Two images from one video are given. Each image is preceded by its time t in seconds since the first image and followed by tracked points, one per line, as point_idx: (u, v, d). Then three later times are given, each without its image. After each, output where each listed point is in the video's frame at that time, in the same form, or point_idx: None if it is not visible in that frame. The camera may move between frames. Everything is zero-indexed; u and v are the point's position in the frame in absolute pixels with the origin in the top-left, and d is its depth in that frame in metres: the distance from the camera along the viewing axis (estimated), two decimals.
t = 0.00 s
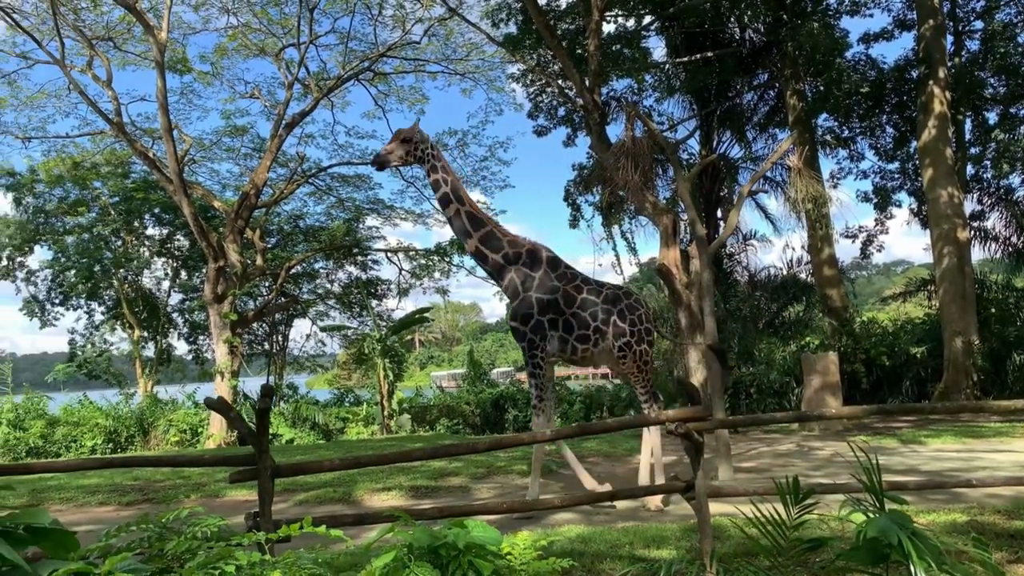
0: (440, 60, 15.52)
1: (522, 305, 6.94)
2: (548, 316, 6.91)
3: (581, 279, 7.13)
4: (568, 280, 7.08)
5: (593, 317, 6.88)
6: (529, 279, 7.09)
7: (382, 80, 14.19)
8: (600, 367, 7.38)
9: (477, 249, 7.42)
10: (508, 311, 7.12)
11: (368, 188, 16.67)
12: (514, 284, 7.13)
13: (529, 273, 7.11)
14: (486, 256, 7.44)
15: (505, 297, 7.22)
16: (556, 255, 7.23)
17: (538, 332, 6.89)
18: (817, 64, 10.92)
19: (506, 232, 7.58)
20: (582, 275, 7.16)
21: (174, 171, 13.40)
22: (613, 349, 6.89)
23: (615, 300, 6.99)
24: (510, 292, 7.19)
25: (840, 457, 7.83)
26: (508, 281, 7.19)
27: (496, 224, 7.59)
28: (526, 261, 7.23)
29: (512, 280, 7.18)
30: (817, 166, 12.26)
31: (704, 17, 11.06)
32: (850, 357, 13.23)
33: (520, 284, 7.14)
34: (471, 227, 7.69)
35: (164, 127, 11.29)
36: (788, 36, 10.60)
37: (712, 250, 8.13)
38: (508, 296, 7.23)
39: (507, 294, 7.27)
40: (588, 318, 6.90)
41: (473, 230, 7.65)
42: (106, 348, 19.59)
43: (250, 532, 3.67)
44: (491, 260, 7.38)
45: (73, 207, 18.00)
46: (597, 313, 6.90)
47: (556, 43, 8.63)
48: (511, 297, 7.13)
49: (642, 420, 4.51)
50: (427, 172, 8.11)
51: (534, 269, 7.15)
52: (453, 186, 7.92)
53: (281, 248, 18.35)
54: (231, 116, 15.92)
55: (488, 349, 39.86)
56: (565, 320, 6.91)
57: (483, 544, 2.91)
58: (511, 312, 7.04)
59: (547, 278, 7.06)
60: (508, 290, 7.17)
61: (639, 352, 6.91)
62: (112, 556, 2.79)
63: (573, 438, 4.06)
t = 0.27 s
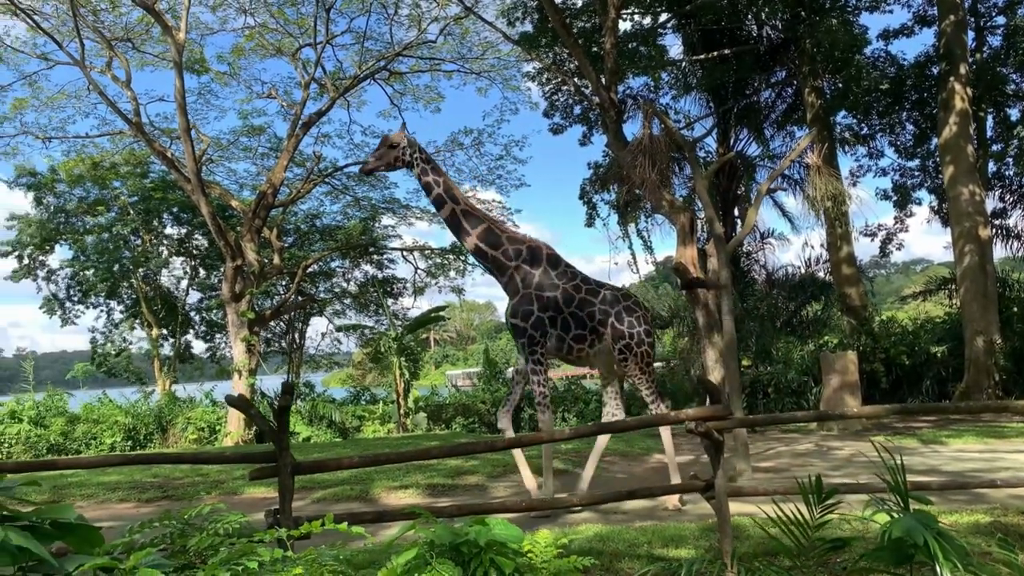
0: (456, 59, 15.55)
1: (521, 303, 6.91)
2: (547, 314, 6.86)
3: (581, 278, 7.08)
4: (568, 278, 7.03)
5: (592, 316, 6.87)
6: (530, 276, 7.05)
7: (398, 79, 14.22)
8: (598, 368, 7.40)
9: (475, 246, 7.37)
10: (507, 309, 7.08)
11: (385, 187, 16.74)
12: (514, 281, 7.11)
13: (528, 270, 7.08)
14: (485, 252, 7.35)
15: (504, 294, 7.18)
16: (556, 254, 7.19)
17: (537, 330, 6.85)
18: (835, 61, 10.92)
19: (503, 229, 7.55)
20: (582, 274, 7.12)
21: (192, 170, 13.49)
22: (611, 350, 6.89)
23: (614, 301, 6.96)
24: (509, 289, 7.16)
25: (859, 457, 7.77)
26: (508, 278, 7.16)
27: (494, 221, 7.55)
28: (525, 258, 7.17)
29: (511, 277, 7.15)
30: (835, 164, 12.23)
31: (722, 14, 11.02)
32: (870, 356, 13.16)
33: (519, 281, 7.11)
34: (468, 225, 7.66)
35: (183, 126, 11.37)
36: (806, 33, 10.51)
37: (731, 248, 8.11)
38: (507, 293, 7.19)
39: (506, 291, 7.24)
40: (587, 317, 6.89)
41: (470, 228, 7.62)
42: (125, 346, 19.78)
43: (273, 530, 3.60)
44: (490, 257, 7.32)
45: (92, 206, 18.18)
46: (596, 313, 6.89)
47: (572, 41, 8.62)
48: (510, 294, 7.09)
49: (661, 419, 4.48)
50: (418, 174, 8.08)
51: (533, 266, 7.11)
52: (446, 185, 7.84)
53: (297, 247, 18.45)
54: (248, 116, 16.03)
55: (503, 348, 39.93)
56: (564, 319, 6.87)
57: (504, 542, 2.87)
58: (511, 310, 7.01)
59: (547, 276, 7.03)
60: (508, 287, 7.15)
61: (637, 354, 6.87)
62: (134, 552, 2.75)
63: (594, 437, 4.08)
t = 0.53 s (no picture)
0: (470, 59, 15.57)
1: (517, 305, 6.85)
2: (542, 315, 6.78)
3: (575, 280, 7.06)
4: (562, 280, 7.00)
5: (586, 319, 6.82)
6: (524, 278, 7.06)
7: (413, 80, 14.26)
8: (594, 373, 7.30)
9: (469, 247, 7.35)
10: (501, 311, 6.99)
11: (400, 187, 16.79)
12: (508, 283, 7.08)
13: (522, 272, 7.08)
14: (479, 254, 7.38)
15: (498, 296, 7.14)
16: (550, 255, 7.21)
17: (532, 332, 6.74)
18: (853, 59, 10.84)
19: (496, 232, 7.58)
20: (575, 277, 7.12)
21: (209, 172, 13.58)
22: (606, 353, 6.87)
23: (607, 305, 6.96)
24: (503, 291, 7.12)
25: (879, 458, 7.71)
26: (503, 279, 7.16)
27: (486, 224, 7.58)
28: (520, 259, 7.17)
29: (506, 279, 7.13)
30: (852, 162, 12.17)
31: (737, 12, 10.90)
32: (889, 356, 13.08)
33: (514, 283, 7.09)
34: (461, 227, 7.66)
35: (200, 129, 11.44)
36: (823, 31, 10.51)
37: (748, 247, 8.04)
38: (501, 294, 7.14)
39: (500, 293, 7.18)
40: (582, 320, 6.82)
41: (463, 231, 7.63)
42: (143, 347, 19.96)
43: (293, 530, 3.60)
44: (484, 259, 7.30)
45: (111, 208, 18.36)
46: (590, 315, 6.84)
47: (587, 40, 8.61)
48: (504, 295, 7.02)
49: (680, 419, 4.46)
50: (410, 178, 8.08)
51: (528, 267, 7.09)
52: (439, 189, 7.92)
53: (313, 248, 18.54)
54: (264, 118, 16.13)
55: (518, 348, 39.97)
56: (558, 321, 6.80)
57: (525, 542, 2.85)
58: (505, 312, 6.92)
59: (541, 277, 7.00)
60: (503, 289, 7.12)
61: (632, 357, 6.86)
62: (158, 549, 2.76)
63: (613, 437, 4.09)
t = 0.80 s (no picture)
0: (496, 57, 15.59)
1: (510, 312, 6.89)
2: (535, 322, 6.82)
3: (569, 283, 7.04)
4: (556, 284, 7.00)
5: (581, 323, 6.85)
6: (516, 283, 7.05)
7: (439, 79, 14.30)
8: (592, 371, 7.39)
9: (462, 253, 7.35)
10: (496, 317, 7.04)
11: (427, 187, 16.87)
12: (502, 289, 7.08)
13: (514, 277, 7.07)
14: (473, 258, 7.41)
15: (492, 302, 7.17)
16: (543, 258, 7.18)
17: (527, 339, 6.80)
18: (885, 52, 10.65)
19: (492, 235, 7.55)
20: (569, 279, 7.09)
21: (238, 173, 13.75)
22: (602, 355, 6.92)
23: (602, 307, 6.93)
24: (497, 297, 7.13)
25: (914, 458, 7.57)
26: (495, 284, 7.15)
27: (480, 226, 7.55)
28: (512, 265, 7.17)
29: (499, 284, 7.12)
30: (884, 157, 11.95)
31: (765, 6, 10.89)
32: (923, 354, 12.96)
33: (507, 288, 7.08)
34: (456, 231, 7.61)
35: (229, 130, 11.57)
36: (855, 24, 10.33)
37: (778, 244, 7.94)
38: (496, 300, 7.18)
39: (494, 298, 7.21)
40: (576, 324, 6.86)
41: (457, 233, 7.60)
42: (175, 346, 20.27)
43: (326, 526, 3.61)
44: (478, 264, 7.32)
45: (143, 209, 18.68)
46: (584, 320, 6.86)
47: (614, 37, 8.57)
48: (499, 303, 7.05)
49: (711, 417, 4.42)
50: (412, 177, 8.06)
51: (521, 273, 7.08)
52: (438, 190, 7.84)
53: (341, 248, 18.69)
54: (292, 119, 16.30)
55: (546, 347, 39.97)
56: (552, 326, 6.85)
57: (556, 539, 2.81)
58: (500, 319, 6.97)
59: (534, 282, 7.01)
60: (495, 294, 7.13)
61: (629, 357, 6.89)
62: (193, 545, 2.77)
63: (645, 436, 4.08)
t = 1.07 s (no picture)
0: (526, 55, 15.59)
1: (515, 311, 7.02)
2: (539, 320, 7.00)
3: (571, 281, 7.21)
4: (558, 282, 7.17)
5: (582, 319, 7.07)
6: (520, 282, 7.18)
7: (468, 78, 14.34)
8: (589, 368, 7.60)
9: (465, 252, 7.43)
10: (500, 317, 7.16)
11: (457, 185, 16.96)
12: (505, 289, 7.19)
13: (517, 276, 7.21)
14: (475, 258, 7.50)
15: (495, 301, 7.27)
16: (544, 257, 7.32)
17: (532, 338, 6.95)
18: (924, 44, 10.34)
19: (493, 235, 7.62)
20: (571, 276, 7.27)
21: (271, 173, 13.94)
22: (602, 351, 7.13)
23: (604, 303, 7.13)
24: (500, 297, 7.23)
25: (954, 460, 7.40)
26: (499, 283, 7.26)
27: (482, 225, 7.60)
28: (514, 264, 7.31)
29: (502, 284, 7.22)
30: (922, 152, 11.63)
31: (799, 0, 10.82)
32: (963, 352, 12.72)
33: (511, 288, 7.20)
34: (459, 230, 7.69)
35: (262, 131, 11.73)
36: (891, 16, 10.06)
37: (813, 241, 7.81)
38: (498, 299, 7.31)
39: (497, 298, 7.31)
40: (578, 321, 7.08)
41: (459, 233, 7.67)
42: (210, 344, 20.64)
43: (359, 522, 3.64)
44: (481, 264, 7.42)
45: (179, 209, 19.03)
46: (585, 317, 7.08)
47: (645, 33, 8.50)
48: (502, 302, 7.19)
49: (745, 416, 4.37)
50: (419, 176, 8.15)
51: (523, 272, 7.23)
52: (442, 189, 7.95)
53: (372, 247, 18.85)
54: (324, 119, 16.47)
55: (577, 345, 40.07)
56: (556, 323, 7.06)
57: (588, 540, 2.78)
58: (504, 318, 7.09)
59: (537, 281, 7.17)
60: (498, 293, 7.24)
61: (629, 352, 7.12)
62: (228, 541, 2.79)
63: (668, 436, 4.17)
